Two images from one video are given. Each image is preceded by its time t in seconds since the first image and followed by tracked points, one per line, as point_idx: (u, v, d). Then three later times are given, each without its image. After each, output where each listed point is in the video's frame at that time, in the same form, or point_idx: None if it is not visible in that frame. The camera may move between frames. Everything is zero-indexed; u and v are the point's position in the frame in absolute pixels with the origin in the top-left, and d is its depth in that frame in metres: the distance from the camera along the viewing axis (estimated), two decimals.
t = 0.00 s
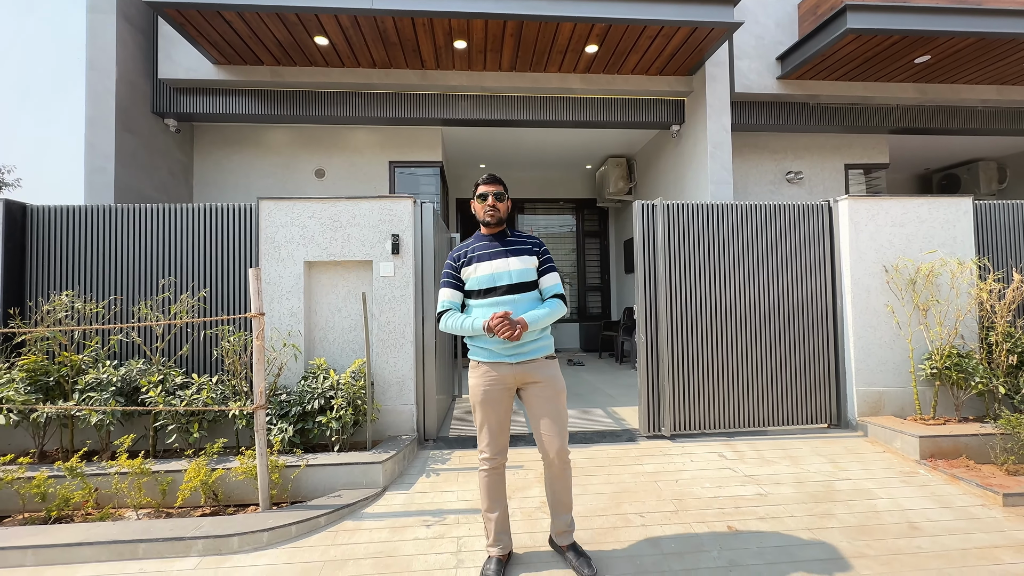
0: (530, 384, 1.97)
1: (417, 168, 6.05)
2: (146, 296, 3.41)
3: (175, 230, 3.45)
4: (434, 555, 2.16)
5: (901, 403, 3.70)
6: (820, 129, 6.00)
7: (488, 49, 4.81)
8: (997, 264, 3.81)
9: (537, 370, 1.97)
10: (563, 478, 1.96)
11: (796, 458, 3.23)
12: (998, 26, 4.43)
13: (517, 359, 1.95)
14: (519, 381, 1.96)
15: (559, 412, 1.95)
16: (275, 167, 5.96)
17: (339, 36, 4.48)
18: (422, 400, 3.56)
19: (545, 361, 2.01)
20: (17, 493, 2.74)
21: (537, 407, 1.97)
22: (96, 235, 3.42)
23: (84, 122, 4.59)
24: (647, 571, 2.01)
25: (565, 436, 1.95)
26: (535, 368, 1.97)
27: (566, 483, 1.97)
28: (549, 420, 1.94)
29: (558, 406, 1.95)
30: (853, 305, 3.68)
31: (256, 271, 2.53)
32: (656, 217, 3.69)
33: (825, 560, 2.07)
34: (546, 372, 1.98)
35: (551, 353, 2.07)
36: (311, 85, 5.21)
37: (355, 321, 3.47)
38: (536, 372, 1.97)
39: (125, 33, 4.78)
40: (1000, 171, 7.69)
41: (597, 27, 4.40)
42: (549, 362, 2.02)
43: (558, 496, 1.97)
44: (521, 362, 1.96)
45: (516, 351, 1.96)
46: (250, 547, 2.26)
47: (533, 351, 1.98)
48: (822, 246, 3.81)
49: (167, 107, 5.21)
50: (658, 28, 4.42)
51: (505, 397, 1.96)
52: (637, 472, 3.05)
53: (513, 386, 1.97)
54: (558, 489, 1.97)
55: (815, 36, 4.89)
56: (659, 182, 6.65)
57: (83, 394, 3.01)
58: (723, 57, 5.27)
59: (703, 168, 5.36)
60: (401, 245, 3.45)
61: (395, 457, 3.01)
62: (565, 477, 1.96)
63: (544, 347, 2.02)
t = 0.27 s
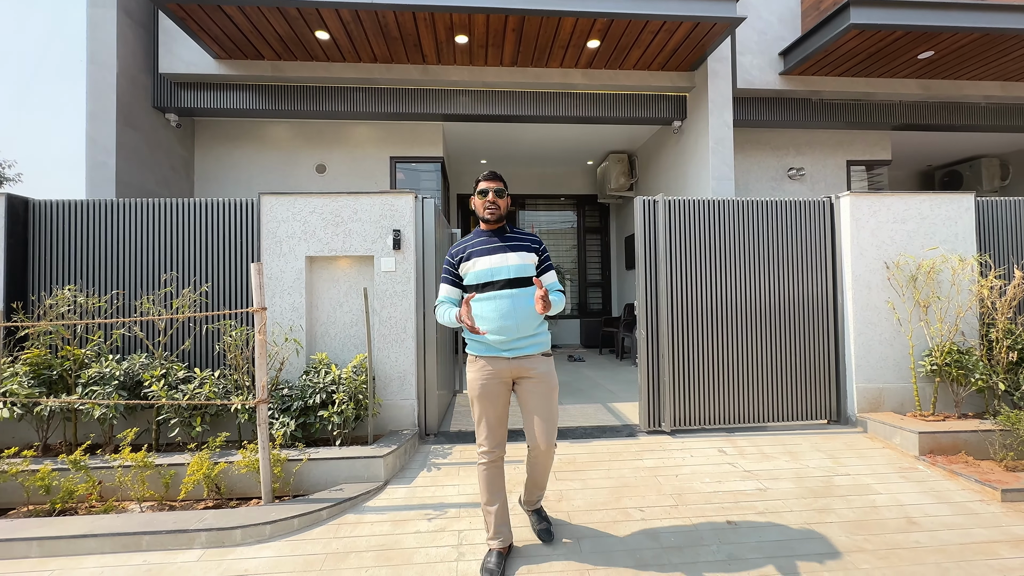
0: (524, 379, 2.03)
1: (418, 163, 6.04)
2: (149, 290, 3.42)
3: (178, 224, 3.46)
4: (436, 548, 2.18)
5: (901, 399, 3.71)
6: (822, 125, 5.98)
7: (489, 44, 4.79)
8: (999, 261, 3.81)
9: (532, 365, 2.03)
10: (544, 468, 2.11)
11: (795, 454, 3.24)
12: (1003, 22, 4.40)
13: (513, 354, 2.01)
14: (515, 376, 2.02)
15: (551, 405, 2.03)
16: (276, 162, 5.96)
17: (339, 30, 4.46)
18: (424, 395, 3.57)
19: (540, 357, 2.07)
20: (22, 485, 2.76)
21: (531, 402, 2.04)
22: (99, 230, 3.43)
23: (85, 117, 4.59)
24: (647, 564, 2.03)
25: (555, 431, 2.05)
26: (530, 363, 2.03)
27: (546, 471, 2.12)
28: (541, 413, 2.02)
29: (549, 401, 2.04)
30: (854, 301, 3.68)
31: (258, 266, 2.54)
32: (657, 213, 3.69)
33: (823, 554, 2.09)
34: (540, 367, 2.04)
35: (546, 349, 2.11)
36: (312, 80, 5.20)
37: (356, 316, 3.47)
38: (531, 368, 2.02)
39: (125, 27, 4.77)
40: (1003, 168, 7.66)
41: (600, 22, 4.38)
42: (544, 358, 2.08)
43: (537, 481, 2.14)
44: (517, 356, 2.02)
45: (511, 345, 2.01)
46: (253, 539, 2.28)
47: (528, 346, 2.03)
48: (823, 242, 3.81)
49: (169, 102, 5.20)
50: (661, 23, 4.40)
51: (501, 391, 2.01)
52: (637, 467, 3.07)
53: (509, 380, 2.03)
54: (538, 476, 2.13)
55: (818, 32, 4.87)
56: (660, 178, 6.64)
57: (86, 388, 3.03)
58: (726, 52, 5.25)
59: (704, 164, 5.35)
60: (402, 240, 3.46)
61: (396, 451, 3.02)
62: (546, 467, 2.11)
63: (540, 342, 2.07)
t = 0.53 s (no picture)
0: (525, 374, 2.05)
1: (419, 159, 6.04)
2: (150, 286, 3.43)
3: (179, 220, 3.47)
4: (436, 542, 2.19)
5: (900, 396, 3.72)
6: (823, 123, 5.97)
7: (490, 40, 4.78)
8: (999, 258, 3.81)
9: (534, 361, 2.04)
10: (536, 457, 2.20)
11: (795, 450, 3.25)
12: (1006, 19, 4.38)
13: (515, 349, 2.02)
14: (515, 371, 2.04)
15: (548, 401, 2.08)
16: (276, 158, 5.95)
17: (340, 26, 4.45)
18: (424, 391, 3.58)
19: (542, 354, 2.08)
20: (25, 479, 2.78)
21: (531, 396, 2.07)
22: (100, 225, 3.43)
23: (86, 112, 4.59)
24: (646, 559, 2.04)
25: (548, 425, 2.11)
26: (531, 359, 2.04)
27: (538, 460, 2.21)
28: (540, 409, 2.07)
29: (547, 397, 2.07)
30: (854, 298, 3.68)
31: (258, 261, 2.54)
32: (658, 210, 3.69)
33: (821, 549, 2.10)
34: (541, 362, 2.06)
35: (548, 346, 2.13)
36: (313, 76, 5.19)
37: (356, 312, 3.48)
38: (532, 364, 2.04)
39: (125, 22, 4.76)
40: (1004, 165, 7.65)
41: (601, 17, 4.37)
42: (545, 356, 2.09)
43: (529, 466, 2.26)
44: (520, 352, 2.03)
45: (514, 340, 2.02)
46: (254, 533, 2.30)
47: (531, 343, 2.05)
48: (823, 240, 3.81)
49: (169, 97, 5.20)
50: (662, 19, 4.39)
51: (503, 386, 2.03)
52: (637, 463, 3.08)
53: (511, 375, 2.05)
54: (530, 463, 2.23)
55: (820, 28, 4.85)
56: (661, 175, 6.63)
57: (88, 383, 3.04)
58: (728, 48, 5.24)
59: (705, 161, 5.34)
60: (403, 237, 3.46)
61: (396, 446, 3.03)
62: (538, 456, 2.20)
63: (541, 339, 2.08)
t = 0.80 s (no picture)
0: (533, 367, 2.06)
1: (419, 156, 6.03)
2: (151, 282, 3.44)
3: (179, 217, 3.47)
4: (436, 538, 2.21)
5: (899, 394, 3.72)
6: (824, 120, 5.96)
7: (490, 37, 4.77)
8: (999, 257, 3.81)
9: (539, 353, 2.05)
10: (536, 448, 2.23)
11: (793, 448, 3.27)
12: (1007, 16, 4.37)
13: (521, 342, 2.04)
14: (524, 364, 2.05)
15: (552, 394, 2.11)
16: (277, 155, 5.95)
17: (340, 22, 4.44)
18: (424, 388, 3.60)
19: (547, 347, 2.09)
20: (27, 475, 2.80)
21: (537, 389, 2.09)
22: (101, 222, 3.43)
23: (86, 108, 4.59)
24: (644, 555, 2.05)
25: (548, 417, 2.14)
26: (537, 351, 2.04)
27: (539, 452, 2.25)
28: (544, 402, 2.10)
29: (551, 389, 2.10)
30: (853, 297, 3.69)
31: (260, 258, 2.55)
32: (659, 208, 3.69)
33: (819, 546, 2.11)
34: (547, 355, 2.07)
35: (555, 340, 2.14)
36: (313, 72, 5.18)
37: (357, 309, 3.49)
38: (539, 356, 2.05)
39: (125, 18, 4.75)
40: (1005, 164, 7.64)
41: (602, 14, 4.36)
42: (550, 348, 2.10)
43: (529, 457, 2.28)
44: (527, 345, 2.05)
45: (520, 334, 2.05)
46: (255, 529, 2.31)
47: (537, 335, 2.06)
48: (823, 237, 3.82)
49: (169, 94, 5.19)
50: (663, 16, 4.38)
51: (510, 378, 2.04)
52: (636, 459, 3.10)
53: (517, 367, 2.07)
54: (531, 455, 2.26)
55: (822, 25, 4.84)
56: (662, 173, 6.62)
57: (90, 379, 3.05)
58: (729, 45, 5.22)
59: (706, 159, 5.34)
60: (403, 233, 3.46)
61: (396, 443, 3.04)
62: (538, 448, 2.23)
63: (547, 333, 2.10)
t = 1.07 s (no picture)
0: (536, 357, 2.09)
1: (419, 154, 6.03)
2: (151, 279, 3.44)
3: (179, 214, 3.47)
4: (436, 534, 2.21)
5: (898, 392, 3.73)
6: (825, 118, 5.95)
7: (491, 34, 4.76)
8: (998, 255, 3.81)
9: (542, 344, 2.09)
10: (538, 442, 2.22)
11: (793, 445, 3.27)
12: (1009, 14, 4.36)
13: (525, 335, 2.06)
14: (527, 354, 2.08)
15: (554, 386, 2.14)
16: (277, 153, 5.94)
17: (340, 19, 4.43)
18: (425, 385, 3.60)
19: (550, 339, 2.12)
20: (27, 471, 2.80)
21: (540, 380, 2.11)
22: (101, 219, 3.43)
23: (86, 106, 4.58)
24: (643, 551, 2.06)
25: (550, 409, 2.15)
26: (540, 343, 2.08)
27: (539, 448, 2.24)
28: (546, 393, 2.12)
29: (553, 380, 2.13)
30: (853, 295, 3.70)
31: (260, 255, 2.55)
32: (659, 206, 3.69)
33: (817, 543, 2.12)
34: (550, 347, 2.11)
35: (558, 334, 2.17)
36: (313, 69, 5.17)
37: (357, 307, 3.49)
38: (542, 347, 2.09)
39: (124, 15, 4.74)
40: (1006, 162, 7.64)
41: (603, 12, 4.35)
42: (553, 341, 2.13)
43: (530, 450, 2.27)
44: (532, 336, 2.08)
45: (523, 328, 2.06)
46: (256, 525, 2.32)
47: (541, 328, 2.09)
48: (823, 235, 3.82)
49: (168, 91, 5.19)
50: (664, 13, 4.37)
51: (513, 367, 2.06)
52: (636, 457, 3.11)
53: (521, 358, 2.09)
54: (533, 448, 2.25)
55: (823, 23, 4.83)
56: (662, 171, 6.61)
57: (91, 375, 3.06)
58: (730, 43, 5.22)
59: (706, 157, 5.34)
60: (403, 231, 3.46)
61: (396, 440, 3.04)
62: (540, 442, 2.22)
63: (551, 327, 2.12)
